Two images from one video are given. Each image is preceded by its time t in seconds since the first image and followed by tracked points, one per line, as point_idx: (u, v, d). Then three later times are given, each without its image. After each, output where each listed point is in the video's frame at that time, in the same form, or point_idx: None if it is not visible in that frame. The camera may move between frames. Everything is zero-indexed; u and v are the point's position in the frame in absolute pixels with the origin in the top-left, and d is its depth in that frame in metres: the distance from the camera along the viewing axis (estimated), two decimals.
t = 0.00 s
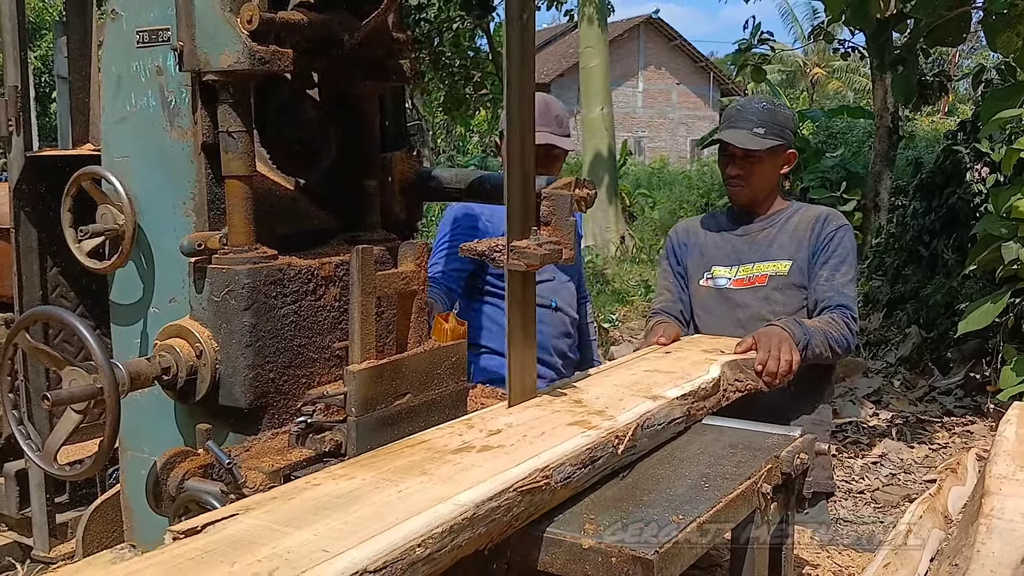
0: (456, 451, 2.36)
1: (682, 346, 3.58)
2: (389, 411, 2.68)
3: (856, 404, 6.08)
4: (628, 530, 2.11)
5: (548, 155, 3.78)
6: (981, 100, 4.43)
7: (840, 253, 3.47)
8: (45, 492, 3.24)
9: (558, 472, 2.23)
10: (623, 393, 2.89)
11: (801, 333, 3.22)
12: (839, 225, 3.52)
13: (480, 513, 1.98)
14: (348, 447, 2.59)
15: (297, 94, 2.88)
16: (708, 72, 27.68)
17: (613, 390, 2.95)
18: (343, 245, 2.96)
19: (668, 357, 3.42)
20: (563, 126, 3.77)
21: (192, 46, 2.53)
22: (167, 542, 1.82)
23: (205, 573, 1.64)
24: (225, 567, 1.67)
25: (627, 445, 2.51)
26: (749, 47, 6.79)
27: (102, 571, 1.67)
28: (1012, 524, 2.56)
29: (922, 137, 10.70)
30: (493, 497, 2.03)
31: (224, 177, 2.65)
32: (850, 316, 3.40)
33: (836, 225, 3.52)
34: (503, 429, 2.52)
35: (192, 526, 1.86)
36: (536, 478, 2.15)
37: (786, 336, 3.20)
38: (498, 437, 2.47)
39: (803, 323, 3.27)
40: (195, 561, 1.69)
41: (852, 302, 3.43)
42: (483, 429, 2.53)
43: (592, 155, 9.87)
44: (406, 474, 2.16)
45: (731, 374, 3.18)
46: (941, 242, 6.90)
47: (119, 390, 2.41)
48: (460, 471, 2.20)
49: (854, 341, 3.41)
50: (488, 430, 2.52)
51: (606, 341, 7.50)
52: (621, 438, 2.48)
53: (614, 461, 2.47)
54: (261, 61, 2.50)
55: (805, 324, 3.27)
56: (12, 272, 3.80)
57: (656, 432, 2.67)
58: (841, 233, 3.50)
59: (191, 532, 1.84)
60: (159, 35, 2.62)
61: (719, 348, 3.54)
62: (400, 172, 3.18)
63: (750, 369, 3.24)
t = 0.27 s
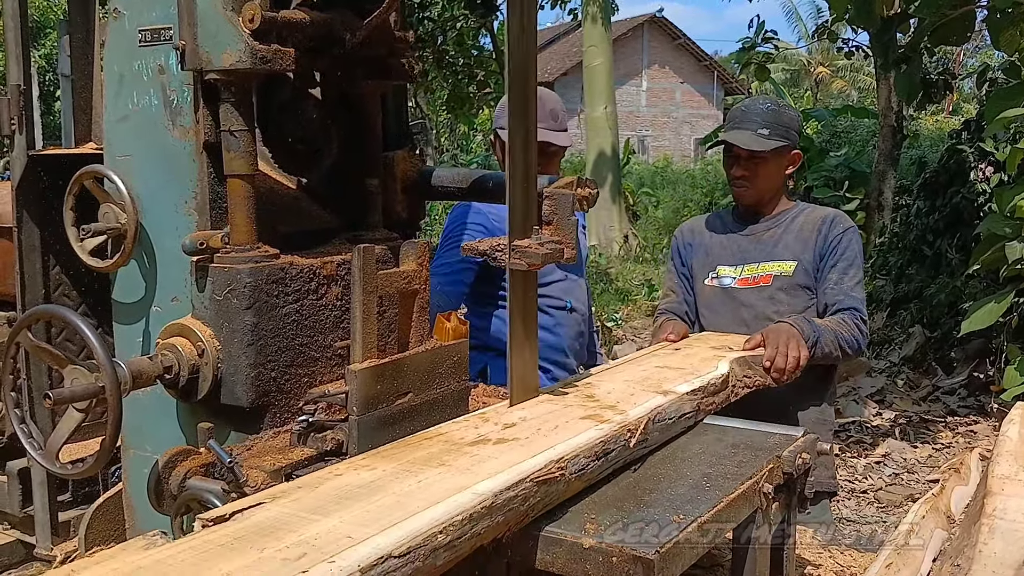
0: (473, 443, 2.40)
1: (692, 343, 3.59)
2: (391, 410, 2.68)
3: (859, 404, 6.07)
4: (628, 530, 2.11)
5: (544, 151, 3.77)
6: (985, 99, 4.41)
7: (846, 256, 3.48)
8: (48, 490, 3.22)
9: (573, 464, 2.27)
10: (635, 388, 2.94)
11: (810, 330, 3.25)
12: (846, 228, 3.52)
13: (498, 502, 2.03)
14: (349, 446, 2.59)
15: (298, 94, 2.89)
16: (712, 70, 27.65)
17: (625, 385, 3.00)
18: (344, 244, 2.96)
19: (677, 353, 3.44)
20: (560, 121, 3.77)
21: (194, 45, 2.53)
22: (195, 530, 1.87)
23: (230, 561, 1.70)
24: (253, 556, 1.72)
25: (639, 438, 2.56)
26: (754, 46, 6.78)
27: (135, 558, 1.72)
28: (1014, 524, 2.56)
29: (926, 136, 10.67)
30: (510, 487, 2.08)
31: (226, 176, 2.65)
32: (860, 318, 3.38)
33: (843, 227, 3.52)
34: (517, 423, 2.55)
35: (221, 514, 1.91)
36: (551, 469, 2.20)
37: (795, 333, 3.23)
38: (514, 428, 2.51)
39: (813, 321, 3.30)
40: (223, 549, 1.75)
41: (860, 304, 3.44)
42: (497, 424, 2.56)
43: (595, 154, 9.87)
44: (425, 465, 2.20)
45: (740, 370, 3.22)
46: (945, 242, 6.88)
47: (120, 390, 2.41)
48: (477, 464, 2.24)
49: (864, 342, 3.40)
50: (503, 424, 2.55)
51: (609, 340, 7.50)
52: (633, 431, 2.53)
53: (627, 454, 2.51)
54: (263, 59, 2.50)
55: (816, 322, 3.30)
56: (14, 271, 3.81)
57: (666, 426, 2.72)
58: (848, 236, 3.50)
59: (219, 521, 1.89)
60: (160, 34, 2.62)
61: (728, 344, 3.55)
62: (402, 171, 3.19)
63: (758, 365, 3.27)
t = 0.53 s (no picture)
0: (485, 437, 2.46)
1: (698, 341, 3.61)
2: (389, 411, 2.68)
3: (860, 404, 6.07)
4: (628, 530, 2.12)
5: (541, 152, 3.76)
6: (987, 100, 4.41)
7: (847, 258, 3.48)
8: (48, 491, 3.22)
9: (583, 457, 2.33)
10: (642, 383, 3.02)
11: (816, 329, 3.28)
12: (845, 228, 3.52)
13: (512, 493, 2.09)
14: (348, 447, 2.59)
15: (298, 95, 2.89)
16: (714, 70, 27.64)
17: (633, 380, 3.07)
18: (344, 244, 2.97)
19: (683, 351, 3.47)
20: (555, 121, 3.76)
21: (193, 46, 2.54)
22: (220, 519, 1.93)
23: (253, 549, 1.75)
24: (278, 543, 1.78)
25: (647, 433, 2.62)
26: (755, 46, 6.78)
27: (165, 545, 1.78)
28: (1012, 525, 2.56)
29: (928, 137, 10.67)
30: (523, 478, 2.14)
31: (225, 177, 2.66)
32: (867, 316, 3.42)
33: (842, 228, 3.52)
34: (527, 417, 2.62)
35: (244, 504, 1.97)
36: (562, 462, 2.25)
37: (801, 330, 3.26)
38: (525, 424, 2.57)
39: (820, 320, 3.33)
40: (249, 536, 1.81)
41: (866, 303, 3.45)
42: (510, 417, 2.63)
43: (597, 154, 9.88)
44: (440, 458, 2.27)
45: (745, 368, 3.27)
46: (946, 242, 6.89)
47: (120, 390, 2.42)
48: (492, 454, 2.31)
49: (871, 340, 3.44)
50: (515, 418, 2.62)
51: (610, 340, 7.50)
52: (641, 425, 2.59)
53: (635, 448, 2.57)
54: (262, 61, 2.50)
55: (823, 321, 3.33)
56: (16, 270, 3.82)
57: (673, 422, 2.78)
58: (848, 237, 3.51)
59: (242, 510, 1.95)
60: (160, 35, 2.62)
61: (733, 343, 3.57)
62: (402, 172, 3.18)
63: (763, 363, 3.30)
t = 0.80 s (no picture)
0: (494, 431, 2.49)
1: (702, 338, 3.62)
2: (387, 409, 2.68)
3: (861, 404, 6.07)
4: (627, 531, 2.11)
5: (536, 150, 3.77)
6: (988, 99, 4.41)
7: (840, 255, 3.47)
8: (48, 489, 3.26)
9: (589, 450, 2.36)
10: (647, 379, 3.05)
11: (824, 319, 3.28)
12: (839, 223, 3.50)
13: (520, 484, 2.12)
14: (346, 445, 2.58)
15: (296, 93, 2.89)
16: (715, 70, 27.65)
17: (638, 376, 3.10)
18: (343, 244, 2.97)
19: (687, 347, 3.48)
20: (550, 119, 3.77)
21: (192, 45, 2.54)
22: (236, 509, 1.98)
23: (267, 538, 1.79)
24: (291, 531, 1.82)
25: (651, 427, 2.64)
26: (756, 45, 6.78)
27: (183, 534, 1.82)
28: (1010, 524, 2.56)
29: (930, 137, 10.67)
30: (531, 469, 2.17)
31: (224, 176, 2.66)
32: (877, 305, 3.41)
33: (836, 223, 3.51)
34: (534, 412, 2.65)
35: (259, 494, 2.01)
36: (569, 454, 2.28)
37: (807, 322, 3.27)
38: (532, 418, 2.60)
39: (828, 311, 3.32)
40: (247, 533, 1.81)
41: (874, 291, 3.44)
42: (517, 413, 2.66)
43: (598, 155, 9.89)
44: (449, 450, 2.31)
45: (749, 364, 3.29)
46: (947, 242, 6.89)
47: (119, 388, 2.43)
48: (498, 448, 2.34)
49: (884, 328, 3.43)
50: (522, 413, 2.65)
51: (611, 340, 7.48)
52: (646, 420, 2.62)
53: (639, 442, 2.59)
54: (260, 60, 2.51)
55: (831, 311, 3.32)
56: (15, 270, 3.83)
57: (678, 416, 2.81)
58: (841, 232, 3.49)
59: (257, 501, 1.99)
60: (159, 34, 2.63)
61: (737, 339, 3.58)
62: (400, 172, 3.14)
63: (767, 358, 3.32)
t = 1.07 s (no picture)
0: (495, 429, 2.50)
1: (703, 338, 3.64)
2: (387, 409, 2.68)
3: (862, 404, 6.07)
4: (627, 530, 2.11)
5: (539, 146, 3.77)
6: (990, 99, 4.41)
7: (837, 254, 3.48)
8: (48, 489, 3.26)
9: (590, 449, 2.37)
10: (647, 379, 3.06)
11: (817, 343, 3.25)
12: (835, 223, 3.52)
13: (520, 482, 2.13)
14: (345, 444, 2.58)
15: (297, 94, 2.90)
16: (718, 70, 27.64)
17: (638, 376, 3.11)
18: (343, 244, 2.97)
19: (688, 348, 3.50)
20: (553, 116, 3.77)
21: (192, 45, 2.55)
22: (238, 507, 1.99)
23: (269, 535, 1.80)
24: (292, 529, 1.82)
25: (653, 426, 2.66)
26: (758, 45, 6.78)
27: (186, 531, 1.83)
28: (1009, 524, 2.56)
29: (933, 137, 10.66)
30: (532, 468, 2.18)
31: (224, 176, 2.67)
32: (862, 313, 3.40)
33: (832, 223, 3.52)
34: (535, 412, 2.65)
35: (261, 492, 2.02)
36: (569, 452, 2.29)
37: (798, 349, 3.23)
38: (534, 416, 2.61)
39: (821, 330, 3.29)
40: (248, 531, 1.82)
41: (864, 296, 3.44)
42: (517, 412, 2.66)
43: (600, 155, 9.90)
44: (450, 449, 2.31)
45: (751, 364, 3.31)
46: (949, 242, 6.89)
47: (119, 388, 2.43)
48: (499, 447, 2.34)
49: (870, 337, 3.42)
50: (522, 413, 2.65)
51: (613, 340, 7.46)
52: (647, 419, 2.63)
53: (641, 441, 2.60)
54: (261, 60, 2.51)
55: (823, 330, 3.29)
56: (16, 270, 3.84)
57: (679, 415, 2.83)
58: (837, 231, 3.50)
59: (260, 499, 2.00)
60: (160, 34, 2.63)
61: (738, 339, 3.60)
62: (401, 171, 3.17)
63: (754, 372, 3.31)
